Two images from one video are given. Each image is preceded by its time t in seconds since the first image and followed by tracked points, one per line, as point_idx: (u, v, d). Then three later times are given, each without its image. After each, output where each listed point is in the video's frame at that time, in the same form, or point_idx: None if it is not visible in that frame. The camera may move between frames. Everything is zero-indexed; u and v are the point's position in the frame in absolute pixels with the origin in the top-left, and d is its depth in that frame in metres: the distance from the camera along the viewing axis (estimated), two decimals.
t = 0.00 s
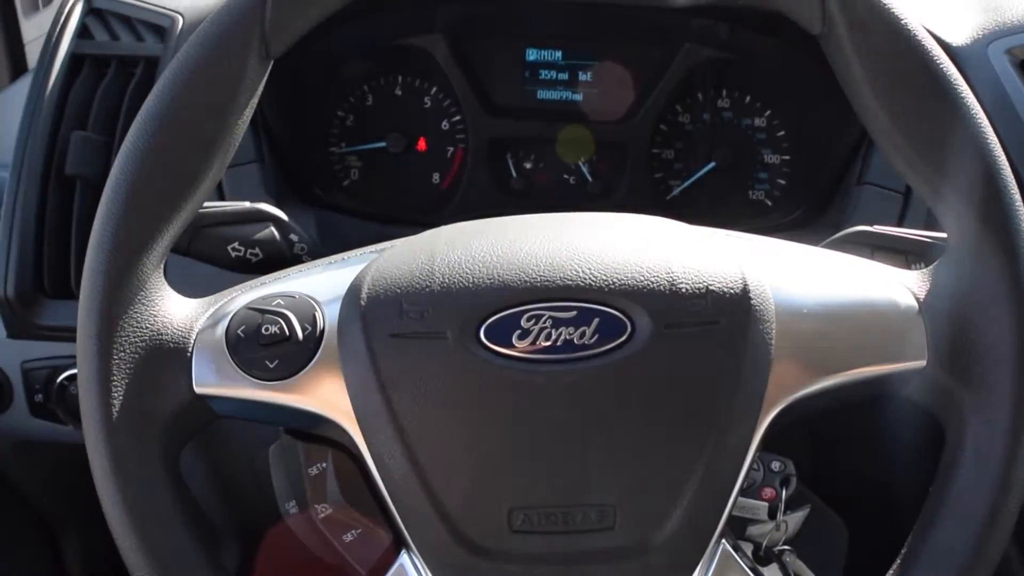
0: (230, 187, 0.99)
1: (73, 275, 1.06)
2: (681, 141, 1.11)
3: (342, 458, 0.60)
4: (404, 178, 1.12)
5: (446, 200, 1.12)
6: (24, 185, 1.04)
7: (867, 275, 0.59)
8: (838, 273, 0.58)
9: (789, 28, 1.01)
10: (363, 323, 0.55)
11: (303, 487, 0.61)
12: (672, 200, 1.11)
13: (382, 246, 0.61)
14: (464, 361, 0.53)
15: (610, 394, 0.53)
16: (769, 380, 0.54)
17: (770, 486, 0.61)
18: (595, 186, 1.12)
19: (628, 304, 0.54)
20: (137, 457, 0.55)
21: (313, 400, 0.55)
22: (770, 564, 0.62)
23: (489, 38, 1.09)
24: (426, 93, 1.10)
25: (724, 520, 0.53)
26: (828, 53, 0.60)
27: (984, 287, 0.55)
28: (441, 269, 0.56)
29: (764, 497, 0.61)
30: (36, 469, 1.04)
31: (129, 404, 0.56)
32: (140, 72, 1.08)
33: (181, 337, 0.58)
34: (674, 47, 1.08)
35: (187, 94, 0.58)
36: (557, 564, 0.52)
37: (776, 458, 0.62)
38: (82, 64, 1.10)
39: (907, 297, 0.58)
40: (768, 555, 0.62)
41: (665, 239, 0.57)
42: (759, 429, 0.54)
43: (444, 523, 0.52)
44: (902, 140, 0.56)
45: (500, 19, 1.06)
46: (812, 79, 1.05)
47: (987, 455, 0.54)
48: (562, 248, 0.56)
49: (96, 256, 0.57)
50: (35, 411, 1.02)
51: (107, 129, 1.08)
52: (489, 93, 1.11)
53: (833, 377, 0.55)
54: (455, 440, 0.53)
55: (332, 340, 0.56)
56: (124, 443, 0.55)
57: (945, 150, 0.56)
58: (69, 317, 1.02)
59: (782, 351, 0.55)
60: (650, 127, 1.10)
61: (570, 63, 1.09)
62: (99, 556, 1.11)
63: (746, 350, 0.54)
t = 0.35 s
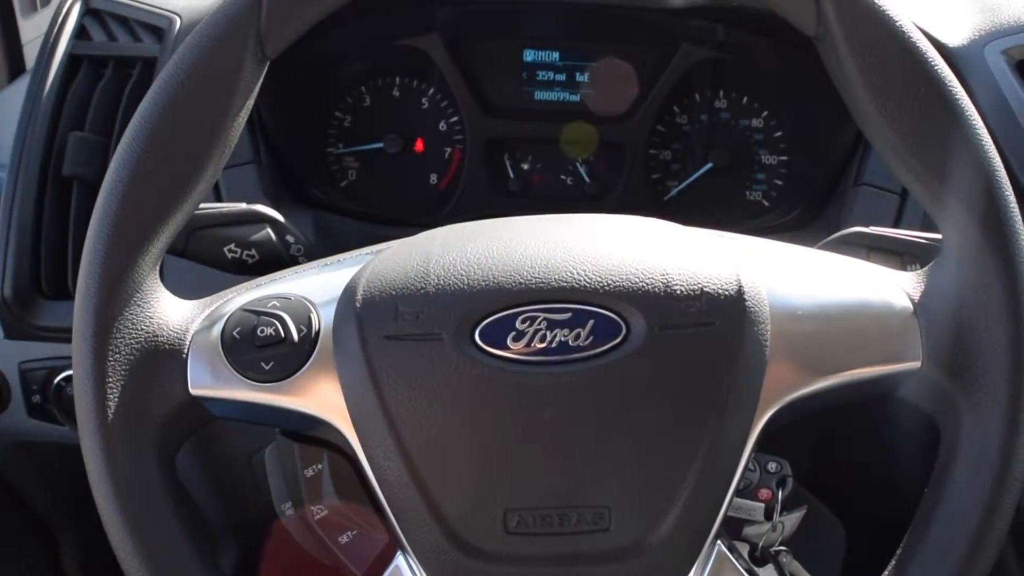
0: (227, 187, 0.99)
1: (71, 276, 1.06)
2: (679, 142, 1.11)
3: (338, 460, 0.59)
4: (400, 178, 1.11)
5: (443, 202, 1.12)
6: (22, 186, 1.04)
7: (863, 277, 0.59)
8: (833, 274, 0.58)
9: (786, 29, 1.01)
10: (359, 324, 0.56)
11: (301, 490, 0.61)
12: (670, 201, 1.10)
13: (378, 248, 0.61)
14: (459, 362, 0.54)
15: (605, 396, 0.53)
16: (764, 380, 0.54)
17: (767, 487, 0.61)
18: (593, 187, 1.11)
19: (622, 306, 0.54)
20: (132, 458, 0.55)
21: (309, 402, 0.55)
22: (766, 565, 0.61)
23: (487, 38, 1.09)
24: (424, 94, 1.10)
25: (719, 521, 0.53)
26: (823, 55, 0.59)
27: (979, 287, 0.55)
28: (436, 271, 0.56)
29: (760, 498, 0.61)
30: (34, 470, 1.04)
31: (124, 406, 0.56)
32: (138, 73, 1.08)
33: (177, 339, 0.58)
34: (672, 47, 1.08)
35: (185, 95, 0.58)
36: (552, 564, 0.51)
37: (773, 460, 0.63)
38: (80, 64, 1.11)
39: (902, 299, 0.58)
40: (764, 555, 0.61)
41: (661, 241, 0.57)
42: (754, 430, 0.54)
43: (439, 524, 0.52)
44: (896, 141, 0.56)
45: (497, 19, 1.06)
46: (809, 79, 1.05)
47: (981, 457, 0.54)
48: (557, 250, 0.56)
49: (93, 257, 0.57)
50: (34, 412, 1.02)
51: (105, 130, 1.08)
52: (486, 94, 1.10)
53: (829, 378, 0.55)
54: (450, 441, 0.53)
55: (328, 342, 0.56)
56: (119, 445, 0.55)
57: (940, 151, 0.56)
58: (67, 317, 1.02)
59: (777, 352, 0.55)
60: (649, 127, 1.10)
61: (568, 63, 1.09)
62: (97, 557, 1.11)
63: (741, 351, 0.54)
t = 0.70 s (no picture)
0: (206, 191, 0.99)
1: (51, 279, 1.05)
2: (660, 143, 1.10)
3: (314, 464, 0.59)
4: (382, 180, 1.11)
5: (425, 204, 1.11)
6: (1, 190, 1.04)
7: (837, 277, 0.59)
8: (808, 274, 0.58)
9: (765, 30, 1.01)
10: (331, 327, 0.55)
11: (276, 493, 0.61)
12: (650, 203, 1.10)
13: (352, 250, 0.60)
14: (432, 365, 0.53)
15: (578, 397, 0.53)
16: (738, 381, 0.54)
17: (745, 488, 0.61)
18: (574, 187, 1.11)
19: (595, 308, 0.54)
20: (105, 463, 0.55)
21: (284, 406, 0.55)
22: (746, 566, 0.61)
23: (468, 40, 1.09)
24: (406, 96, 1.11)
25: (694, 523, 0.53)
26: (796, 56, 0.59)
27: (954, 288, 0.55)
28: (410, 273, 0.56)
29: (739, 499, 0.61)
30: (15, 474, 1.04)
31: (97, 410, 0.56)
32: (118, 76, 1.08)
33: (150, 343, 0.58)
34: (652, 49, 1.08)
35: (157, 98, 0.58)
36: (526, 567, 0.51)
37: (752, 461, 0.62)
38: (60, 67, 1.10)
39: (876, 299, 0.58)
40: (744, 556, 0.61)
41: (634, 243, 0.57)
42: (728, 432, 0.54)
43: (412, 528, 0.52)
44: (869, 141, 0.56)
45: (477, 21, 1.06)
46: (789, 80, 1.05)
47: (953, 457, 0.54)
48: (531, 251, 0.56)
49: (65, 261, 0.57)
50: (12, 417, 1.01)
51: (84, 133, 1.07)
52: (467, 95, 1.10)
53: (803, 380, 0.55)
54: (423, 444, 0.53)
55: (301, 345, 0.56)
56: (92, 449, 0.55)
57: (913, 151, 0.56)
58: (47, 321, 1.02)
59: (750, 352, 0.55)
60: (630, 127, 1.10)
61: (548, 65, 1.09)
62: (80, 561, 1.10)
63: (714, 352, 0.54)
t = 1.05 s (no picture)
0: (166, 198, 0.98)
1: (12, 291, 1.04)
2: (626, 146, 1.10)
3: (267, 474, 0.59)
4: (347, 187, 1.10)
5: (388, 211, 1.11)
6: None
7: (793, 279, 0.58)
8: (763, 276, 0.58)
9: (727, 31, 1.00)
10: (282, 334, 0.55)
11: (229, 501, 0.60)
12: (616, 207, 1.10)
13: (306, 257, 0.60)
14: (383, 371, 0.53)
15: (531, 402, 0.52)
16: (693, 384, 0.54)
17: (709, 492, 0.59)
18: (540, 193, 1.10)
19: (547, 312, 0.53)
20: (54, 477, 0.54)
21: (236, 416, 0.54)
22: (710, 571, 0.60)
23: (432, 44, 1.08)
24: (370, 101, 1.10)
25: (650, 527, 0.52)
26: (750, 57, 0.59)
27: (909, 290, 0.55)
28: (361, 280, 0.56)
29: (701, 503, 0.59)
30: None
31: (45, 423, 0.55)
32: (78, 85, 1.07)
33: (99, 354, 0.57)
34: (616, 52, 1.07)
35: (104, 106, 0.58)
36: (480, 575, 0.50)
37: (715, 465, 0.61)
38: (18, 76, 1.08)
39: (832, 301, 0.57)
40: (708, 560, 0.60)
41: (588, 246, 0.57)
42: (683, 435, 0.53)
43: (365, 536, 0.51)
44: (821, 139, 0.56)
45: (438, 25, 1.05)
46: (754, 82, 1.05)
47: (910, 460, 0.53)
48: (484, 255, 0.56)
49: (12, 272, 0.56)
50: None
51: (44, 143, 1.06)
52: (431, 100, 1.10)
53: (758, 384, 0.55)
54: (375, 451, 0.52)
55: (252, 353, 0.55)
56: (40, 462, 0.54)
57: (866, 151, 0.55)
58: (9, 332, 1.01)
59: (705, 354, 0.54)
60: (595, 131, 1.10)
61: (513, 69, 1.08)
62: None
63: (668, 355, 0.53)
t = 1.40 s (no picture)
0: (112, 206, 0.97)
1: None
2: (577, 149, 1.10)
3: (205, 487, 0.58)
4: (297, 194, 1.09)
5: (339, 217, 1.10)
6: None
7: (729, 283, 0.58)
8: (701, 280, 0.58)
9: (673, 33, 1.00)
10: (215, 347, 0.54)
11: (167, 518, 0.59)
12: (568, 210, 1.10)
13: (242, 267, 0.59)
14: (317, 383, 0.52)
15: (468, 409, 0.52)
16: (628, 390, 0.53)
17: (655, 496, 0.59)
18: (491, 197, 1.10)
19: (481, 321, 0.53)
20: None
21: (170, 429, 0.54)
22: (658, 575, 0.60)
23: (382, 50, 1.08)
24: (318, 108, 1.09)
25: (589, 534, 0.52)
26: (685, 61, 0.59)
27: (842, 294, 0.55)
28: (294, 291, 0.55)
29: (648, 507, 0.59)
30: None
31: None
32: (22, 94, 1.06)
33: (32, 367, 0.57)
34: (565, 55, 1.08)
35: (34, 118, 0.56)
36: None
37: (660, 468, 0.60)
38: None
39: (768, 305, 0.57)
40: (656, 565, 0.60)
41: (523, 253, 0.56)
42: (621, 442, 0.53)
43: (300, 548, 0.51)
44: (754, 143, 0.56)
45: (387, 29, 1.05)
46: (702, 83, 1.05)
47: (846, 461, 0.53)
48: (417, 265, 0.55)
49: None
50: None
51: None
52: (380, 106, 1.10)
53: (695, 389, 0.55)
54: (310, 463, 0.52)
55: (186, 365, 0.55)
56: None
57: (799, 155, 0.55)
58: None
59: (641, 360, 0.54)
60: (543, 137, 1.09)
61: (461, 74, 1.08)
62: None
63: (602, 361, 0.53)
